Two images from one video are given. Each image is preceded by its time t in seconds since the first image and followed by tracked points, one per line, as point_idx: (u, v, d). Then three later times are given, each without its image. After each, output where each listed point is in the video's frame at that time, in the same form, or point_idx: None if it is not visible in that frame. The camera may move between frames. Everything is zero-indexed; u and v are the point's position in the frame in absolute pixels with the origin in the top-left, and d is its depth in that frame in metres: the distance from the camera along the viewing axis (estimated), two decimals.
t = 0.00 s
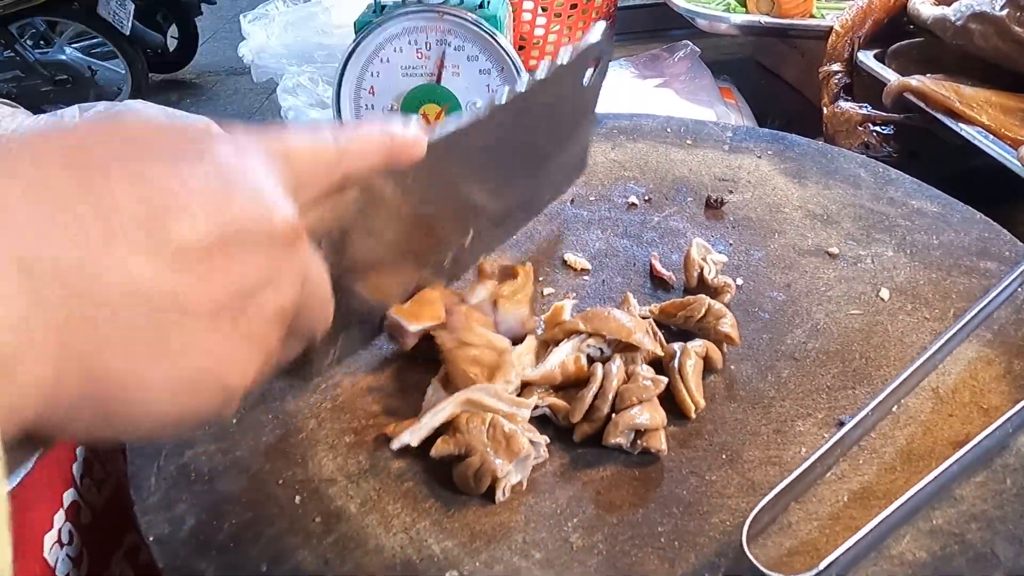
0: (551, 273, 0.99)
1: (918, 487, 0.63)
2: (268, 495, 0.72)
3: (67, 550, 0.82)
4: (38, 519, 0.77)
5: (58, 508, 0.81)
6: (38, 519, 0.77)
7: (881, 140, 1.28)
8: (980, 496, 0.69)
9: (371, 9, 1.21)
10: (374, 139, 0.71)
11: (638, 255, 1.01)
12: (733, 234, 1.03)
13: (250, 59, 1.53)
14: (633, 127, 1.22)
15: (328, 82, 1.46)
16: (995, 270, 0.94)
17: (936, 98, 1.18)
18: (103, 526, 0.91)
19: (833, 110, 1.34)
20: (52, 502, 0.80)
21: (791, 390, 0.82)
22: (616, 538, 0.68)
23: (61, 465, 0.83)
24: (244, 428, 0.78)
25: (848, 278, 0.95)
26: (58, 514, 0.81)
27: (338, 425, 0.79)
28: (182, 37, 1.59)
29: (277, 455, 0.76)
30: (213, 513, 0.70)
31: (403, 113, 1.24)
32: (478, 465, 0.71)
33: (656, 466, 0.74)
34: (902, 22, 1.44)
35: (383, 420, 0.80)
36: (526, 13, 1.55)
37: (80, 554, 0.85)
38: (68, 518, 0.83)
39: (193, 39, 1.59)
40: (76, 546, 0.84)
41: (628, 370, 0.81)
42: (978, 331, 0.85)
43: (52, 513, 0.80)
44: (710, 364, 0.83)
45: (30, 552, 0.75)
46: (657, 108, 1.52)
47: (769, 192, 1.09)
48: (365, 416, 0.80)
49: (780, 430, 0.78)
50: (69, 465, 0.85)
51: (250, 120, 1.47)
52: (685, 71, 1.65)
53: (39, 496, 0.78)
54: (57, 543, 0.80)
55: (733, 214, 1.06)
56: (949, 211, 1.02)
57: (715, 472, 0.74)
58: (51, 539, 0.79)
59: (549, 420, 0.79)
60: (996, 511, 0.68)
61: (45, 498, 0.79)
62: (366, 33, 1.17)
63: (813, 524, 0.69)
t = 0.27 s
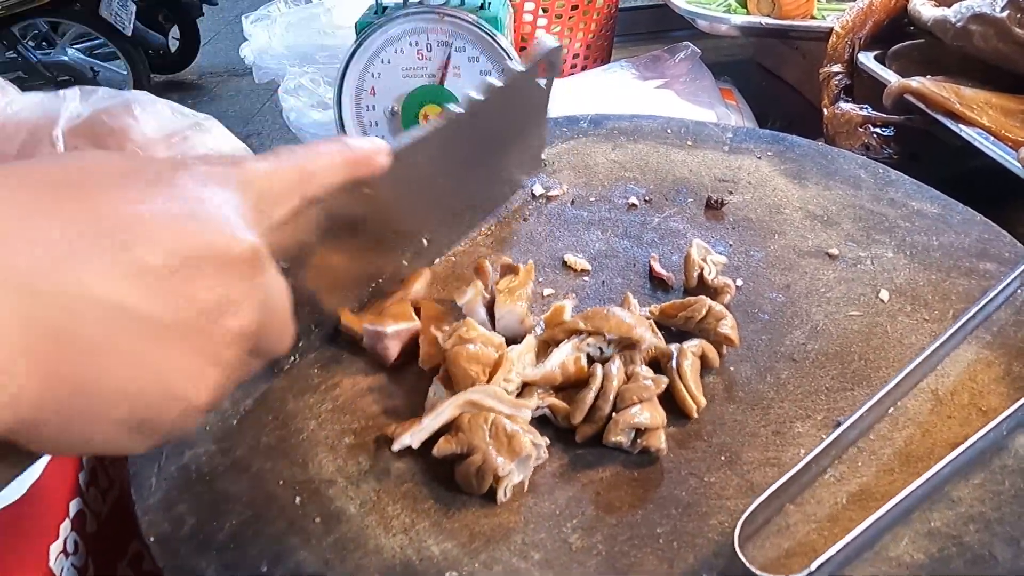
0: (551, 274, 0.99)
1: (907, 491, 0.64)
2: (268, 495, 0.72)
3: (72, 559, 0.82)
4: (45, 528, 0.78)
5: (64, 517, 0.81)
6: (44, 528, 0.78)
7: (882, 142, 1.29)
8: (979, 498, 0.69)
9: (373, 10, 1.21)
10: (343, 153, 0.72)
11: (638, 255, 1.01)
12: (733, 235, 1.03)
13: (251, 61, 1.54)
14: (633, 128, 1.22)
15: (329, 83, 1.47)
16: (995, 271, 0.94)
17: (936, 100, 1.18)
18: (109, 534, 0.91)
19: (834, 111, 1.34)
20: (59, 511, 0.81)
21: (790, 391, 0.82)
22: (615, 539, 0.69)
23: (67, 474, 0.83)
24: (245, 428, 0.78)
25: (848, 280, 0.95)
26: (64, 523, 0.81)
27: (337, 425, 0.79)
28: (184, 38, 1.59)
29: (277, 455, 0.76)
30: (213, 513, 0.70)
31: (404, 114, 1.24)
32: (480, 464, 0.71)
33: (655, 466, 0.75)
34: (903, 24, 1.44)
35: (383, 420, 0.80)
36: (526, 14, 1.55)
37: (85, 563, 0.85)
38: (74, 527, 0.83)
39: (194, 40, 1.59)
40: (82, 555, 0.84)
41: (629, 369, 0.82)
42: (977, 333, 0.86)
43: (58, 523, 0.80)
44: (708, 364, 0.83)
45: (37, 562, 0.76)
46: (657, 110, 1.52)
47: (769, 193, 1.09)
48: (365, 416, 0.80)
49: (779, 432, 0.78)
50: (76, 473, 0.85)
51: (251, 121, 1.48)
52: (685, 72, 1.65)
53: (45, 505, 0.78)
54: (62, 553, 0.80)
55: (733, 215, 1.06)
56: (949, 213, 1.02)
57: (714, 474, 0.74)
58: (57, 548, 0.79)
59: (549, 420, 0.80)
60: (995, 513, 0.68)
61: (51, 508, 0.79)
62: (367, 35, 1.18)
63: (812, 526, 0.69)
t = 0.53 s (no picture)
0: (550, 275, 0.99)
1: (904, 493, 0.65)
2: (268, 496, 0.72)
3: (70, 567, 0.82)
4: (44, 536, 0.78)
5: (63, 525, 0.82)
6: (44, 536, 0.78)
7: (880, 142, 1.29)
8: (976, 498, 0.69)
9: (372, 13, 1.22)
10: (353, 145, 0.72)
11: (637, 257, 1.01)
12: (732, 236, 1.04)
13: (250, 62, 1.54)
14: (632, 130, 1.22)
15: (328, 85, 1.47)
16: (993, 273, 0.94)
17: (934, 102, 1.19)
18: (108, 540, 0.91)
19: (833, 113, 1.35)
20: (58, 519, 0.81)
21: (788, 392, 0.82)
22: (614, 540, 0.69)
23: (67, 480, 0.83)
24: (244, 429, 0.78)
25: (846, 281, 0.95)
26: (63, 531, 0.81)
27: (337, 427, 0.79)
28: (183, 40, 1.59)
29: (276, 456, 0.76)
30: (213, 514, 0.70)
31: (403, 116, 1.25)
32: (481, 470, 0.71)
33: (653, 467, 0.75)
34: (901, 26, 1.45)
35: (382, 422, 0.80)
36: (526, 16, 1.56)
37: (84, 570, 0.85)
38: (73, 535, 0.83)
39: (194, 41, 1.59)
40: (80, 562, 0.85)
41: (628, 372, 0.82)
42: (975, 334, 0.86)
43: (58, 530, 0.80)
44: (707, 365, 0.83)
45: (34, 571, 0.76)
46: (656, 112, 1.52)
47: (767, 195, 1.09)
48: (364, 417, 0.80)
49: (777, 433, 0.78)
50: (76, 480, 0.85)
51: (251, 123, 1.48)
52: (684, 74, 1.65)
53: (45, 513, 0.79)
54: (61, 561, 0.81)
55: (732, 216, 1.07)
56: (947, 215, 1.02)
57: (713, 474, 0.74)
58: (55, 557, 0.79)
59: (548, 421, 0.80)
60: (993, 513, 0.68)
61: (51, 515, 0.80)
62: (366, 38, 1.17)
63: (811, 526, 0.69)
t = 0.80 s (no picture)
0: (549, 276, 0.99)
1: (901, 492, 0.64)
2: (267, 496, 0.72)
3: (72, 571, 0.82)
4: (46, 540, 0.78)
5: (65, 529, 0.81)
6: (45, 539, 0.78)
7: (880, 144, 1.29)
8: (975, 498, 0.69)
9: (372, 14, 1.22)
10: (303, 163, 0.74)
11: (637, 257, 1.01)
12: (732, 236, 1.04)
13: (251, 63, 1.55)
14: (632, 131, 1.22)
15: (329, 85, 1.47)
16: (992, 273, 0.94)
17: (933, 102, 1.19)
18: (109, 545, 0.91)
19: (832, 114, 1.35)
20: (59, 523, 0.81)
21: (788, 392, 0.82)
22: (614, 540, 0.69)
23: (68, 484, 0.83)
24: (244, 429, 0.78)
25: (845, 281, 0.95)
26: (65, 535, 0.81)
27: (337, 427, 0.79)
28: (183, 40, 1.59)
29: (276, 456, 0.76)
30: (213, 514, 0.70)
31: (403, 117, 1.25)
32: (482, 471, 0.71)
33: (653, 467, 0.75)
34: (901, 26, 1.45)
35: (382, 422, 0.80)
36: (526, 17, 1.56)
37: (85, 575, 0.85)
38: (74, 538, 0.83)
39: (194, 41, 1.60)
40: (82, 566, 0.84)
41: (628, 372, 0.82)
42: (974, 335, 0.86)
43: (59, 534, 0.80)
44: (706, 364, 0.84)
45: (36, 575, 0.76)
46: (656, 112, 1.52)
47: (767, 196, 1.09)
48: (364, 417, 0.80)
49: (777, 433, 0.78)
50: (77, 483, 0.85)
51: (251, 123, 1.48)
52: (684, 75, 1.66)
53: (46, 517, 0.78)
54: (62, 565, 0.80)
55: (731, 217, 1.07)
56: (946, 215, 1.02)
57: (712, 474, 0.74)
58: (57, 560, 0.79)
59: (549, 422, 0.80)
60: (992, 513, 0.68)
61: (52, 518, 0.79)
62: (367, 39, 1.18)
63: (811, 527, 0.69)
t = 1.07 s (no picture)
0: (549, 276, 0.99)
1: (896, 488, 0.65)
2: (267, 497, 0.72)
3: None
4: (46, 549, 0.78)
5: (66, 538, 0.82)
6: (45, 548, 0.78)
7: (880, 143, 1.29)
8: (976, 498, 0.69)
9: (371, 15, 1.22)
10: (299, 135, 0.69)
11: (637, 258, 1.01)
12: (732, 236, 1.04)
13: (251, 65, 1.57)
14: (632, 131, 1.22)
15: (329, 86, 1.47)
16: (993, 273, 0.94)
17: (934, 102, 1.19)
18: (111, 551, 0.91)
19: (833, 113, 1.35)
20: (60, 531, 0.81)
21: (788, 392, 0.82)
22: (614, 540, 0.69)
23: (70, 491, 0.83)
24: (244, 430, 0.78)
25: (846, 281, 0.95)
26: (65, 544, 0.81)
27: (337, 427, 0.79)
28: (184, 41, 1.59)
29: (277, 457, 0.76)
30: (213, 515, 0.70)
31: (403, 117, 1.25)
32: (483, 473, 0.70)
33: (653, 466, 0.75)
34: (901, 26, 1.45)
35: (382, 422, 0.80)
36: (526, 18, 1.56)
37: None
38: (75, 547, 0.83)
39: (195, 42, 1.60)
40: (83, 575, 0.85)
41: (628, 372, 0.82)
42: (975, 335, 0.86)
43: (59, 543, 0.80)
44: (705, 364, 0.84)
45: None
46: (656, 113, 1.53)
47: (767, 196, 1.09)
48: (365, 418, 0.80)
49: (777, 433, 0.78)
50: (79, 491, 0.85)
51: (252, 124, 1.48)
52: (684, 75, 1.66)
53: (47, 526, 0.79)
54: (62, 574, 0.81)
55: (732, 216, 1.07)
56: (947, 214, 1.02)
57: (712, 474, 0.74)
58: (57, 570, 0.79)
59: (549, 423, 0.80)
60: (992, 513, 0.68)
61: (53, 527, 0.80)
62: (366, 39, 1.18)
63: (811, 526, 0.69)
